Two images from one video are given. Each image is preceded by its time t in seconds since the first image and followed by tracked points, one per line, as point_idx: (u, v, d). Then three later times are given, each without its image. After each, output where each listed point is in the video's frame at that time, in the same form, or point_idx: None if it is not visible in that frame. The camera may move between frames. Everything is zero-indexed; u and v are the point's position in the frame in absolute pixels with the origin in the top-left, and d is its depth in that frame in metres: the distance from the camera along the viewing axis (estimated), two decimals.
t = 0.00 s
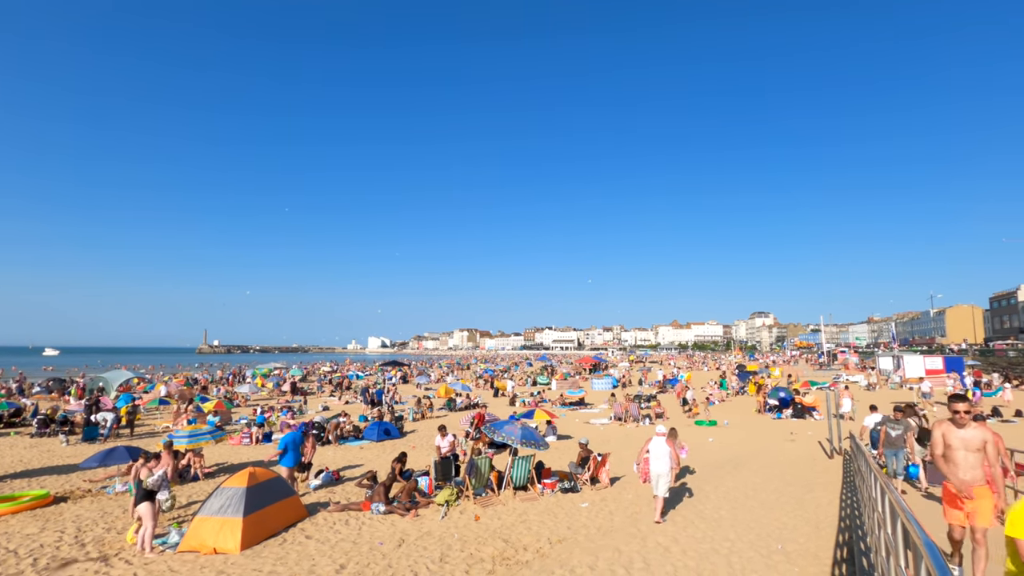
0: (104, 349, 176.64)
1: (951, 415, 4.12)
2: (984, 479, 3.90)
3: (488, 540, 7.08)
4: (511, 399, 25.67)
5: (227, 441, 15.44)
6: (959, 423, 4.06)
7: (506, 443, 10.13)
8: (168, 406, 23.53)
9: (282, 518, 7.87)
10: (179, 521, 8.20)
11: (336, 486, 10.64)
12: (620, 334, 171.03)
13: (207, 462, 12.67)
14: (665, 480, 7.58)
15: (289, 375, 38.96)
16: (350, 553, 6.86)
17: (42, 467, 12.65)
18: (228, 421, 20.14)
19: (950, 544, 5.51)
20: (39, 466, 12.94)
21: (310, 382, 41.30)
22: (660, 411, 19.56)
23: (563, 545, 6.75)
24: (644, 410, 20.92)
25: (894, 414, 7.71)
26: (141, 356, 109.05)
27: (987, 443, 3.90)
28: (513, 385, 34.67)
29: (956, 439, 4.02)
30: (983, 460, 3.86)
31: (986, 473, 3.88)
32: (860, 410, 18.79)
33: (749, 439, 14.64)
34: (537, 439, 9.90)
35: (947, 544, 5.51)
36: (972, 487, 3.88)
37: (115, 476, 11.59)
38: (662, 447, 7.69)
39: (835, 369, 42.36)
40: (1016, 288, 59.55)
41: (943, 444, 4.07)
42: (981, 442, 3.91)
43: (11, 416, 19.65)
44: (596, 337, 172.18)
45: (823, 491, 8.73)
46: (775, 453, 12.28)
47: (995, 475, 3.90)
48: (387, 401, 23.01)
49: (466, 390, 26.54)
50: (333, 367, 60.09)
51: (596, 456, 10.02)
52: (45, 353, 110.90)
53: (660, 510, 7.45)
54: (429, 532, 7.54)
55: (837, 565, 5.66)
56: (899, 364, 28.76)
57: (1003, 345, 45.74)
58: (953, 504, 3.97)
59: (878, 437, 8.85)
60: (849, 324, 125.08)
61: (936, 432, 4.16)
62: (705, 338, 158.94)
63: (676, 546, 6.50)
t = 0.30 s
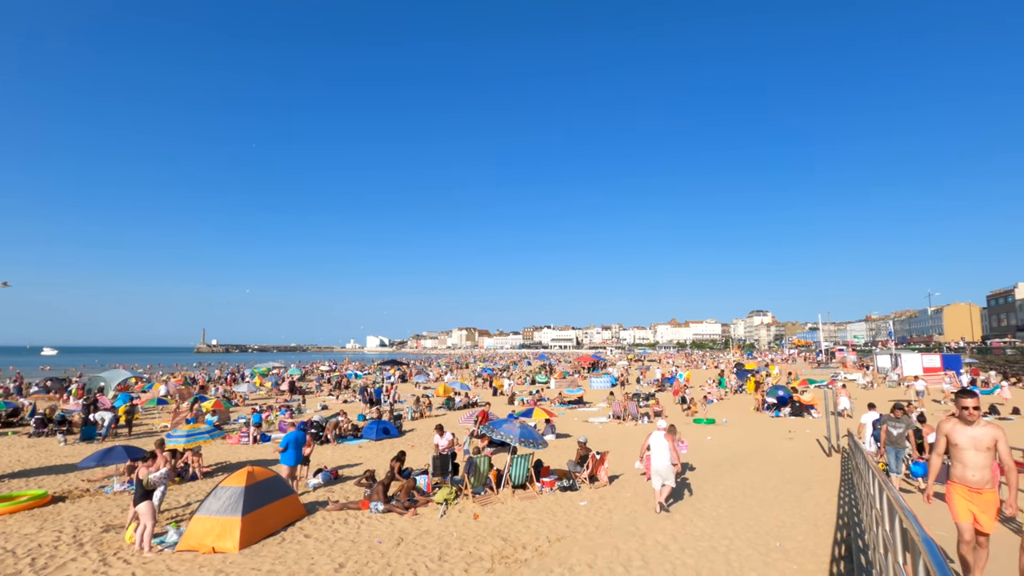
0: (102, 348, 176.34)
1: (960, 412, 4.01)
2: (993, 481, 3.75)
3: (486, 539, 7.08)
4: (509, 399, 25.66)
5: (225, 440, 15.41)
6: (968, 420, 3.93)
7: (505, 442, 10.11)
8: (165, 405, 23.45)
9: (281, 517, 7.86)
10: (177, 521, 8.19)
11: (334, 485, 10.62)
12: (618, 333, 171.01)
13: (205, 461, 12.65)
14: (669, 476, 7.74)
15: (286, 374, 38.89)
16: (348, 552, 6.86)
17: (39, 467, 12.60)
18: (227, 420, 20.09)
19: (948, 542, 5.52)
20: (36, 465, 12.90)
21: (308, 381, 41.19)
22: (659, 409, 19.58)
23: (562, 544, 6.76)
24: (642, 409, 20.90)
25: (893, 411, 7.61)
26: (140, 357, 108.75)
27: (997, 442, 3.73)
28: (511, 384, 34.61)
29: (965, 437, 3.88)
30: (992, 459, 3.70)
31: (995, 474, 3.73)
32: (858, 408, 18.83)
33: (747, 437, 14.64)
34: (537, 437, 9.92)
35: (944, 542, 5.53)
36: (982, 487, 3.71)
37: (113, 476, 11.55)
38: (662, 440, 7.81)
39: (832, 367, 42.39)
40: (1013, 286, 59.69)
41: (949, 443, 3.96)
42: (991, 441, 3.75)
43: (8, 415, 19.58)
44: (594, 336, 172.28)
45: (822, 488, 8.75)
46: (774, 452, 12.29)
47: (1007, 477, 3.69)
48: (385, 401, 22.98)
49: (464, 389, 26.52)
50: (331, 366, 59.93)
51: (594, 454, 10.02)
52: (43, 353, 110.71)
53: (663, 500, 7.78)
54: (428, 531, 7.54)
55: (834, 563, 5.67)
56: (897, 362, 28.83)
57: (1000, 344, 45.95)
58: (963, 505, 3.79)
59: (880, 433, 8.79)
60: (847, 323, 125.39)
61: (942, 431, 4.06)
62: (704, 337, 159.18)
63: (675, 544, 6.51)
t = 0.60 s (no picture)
0: (99, 347, 175.92)
1: (959, 414, 3.92)
2: (995, 485, 3.68)
3: (485, 538, 7.09)
4: (507, 397, 25.67)
5: (223, 439, 15.39)
6: (968, 423, 3.84)
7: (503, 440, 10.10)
8: (163, 405, 23.39)
9: (278, 516, 7.86)
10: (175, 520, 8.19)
11: (333, 484, 10.63)
12: (616, 331, 171.08)
13: (203, 461, 12.63)
14: (671, 472, 8.05)
15: (285, 373, 38.84)
16: (346, 551, 6.86)
17: (36, 467, 12.56)
18: (224, 420, 20.05)
19: (945, 541, 5.54)
20: (33, 465, 12.86)
21: (307, 380, 41.12)
22: (657, 408, 19.62)
23: (560, 542, 6.77)
24: (640, 407, 20.91)
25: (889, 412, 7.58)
26: (137, 356, 108.40)
27: (999, 445, 3.66)
28: (509, 383, 34.62)
29: (968, 440, 3.79)
30: (994, 463, 3.64)
31: (996, 477, 3.67)
32: (855, 406, 18.88)
33: (745, 436, 14.67)
34: (535, 436, 9.91)
35: (940, 541, 5.55)
36: (985, 492, 3.64)
37: (110, 475, 11.53)
38: (664, 438, 8.03)
39: (829, 366, 42.52)
40: (1010, 285, 59.84)
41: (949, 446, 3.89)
42: (995, 444, 3.68)
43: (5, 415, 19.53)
44: (593, 335, 172.34)
45: (819, 487, 8.78)
46: (771, 450, 12.31)
47: (1005, 478, 3.66)
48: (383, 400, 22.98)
49: (463, 388, 26.53)
50: (329, 365, 59.83)
51: (592, 453, 10.03)
52: (40, 352, 110.38)
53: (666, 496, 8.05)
54: (426, 530, 7.55)
55: (831, 561, 5.69)
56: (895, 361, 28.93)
57: (997, 343, 46.11)
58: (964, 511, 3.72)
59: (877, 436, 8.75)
60: (845, 322, 125.71)
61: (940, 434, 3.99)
62: (702, 335, 159.37)
63: (672, 542, 6.53)
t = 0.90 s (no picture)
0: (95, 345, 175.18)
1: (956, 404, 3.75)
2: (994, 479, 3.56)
3: (481, 534, 7.09)
4: (505, 394, 25.69)
5: (219, 437, 15.36)
6: (967, 414, 3.68)
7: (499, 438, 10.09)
8: (159, 403, 23.34)
9: (274, 514, 7.85)
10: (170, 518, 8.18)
11: (329, 481, 10.62)
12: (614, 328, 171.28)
13: (199, 459, 12.60)
14: (673, 466, 8.30)
15: (282, 371, 38.83)
16: (342, 548, 6.86)
17: (32, 465, 12.54)
18: (221, 418, 20.01)
19: (938, 539, 5.58)
20: (29, 463, 12.83)
21: (304, 378, 41.14)
22: (653, 405, 19.67)
23: (555, 539, 6.78)
24: (637, 404, 20.95)
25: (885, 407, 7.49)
26: (135, 354, 108.40)
27: (999, 436, 3.54)
28: (507, 379, 34.69)
29: (966, 434, 3.65)
30: (995, 457, 3.52)
31: (997, 471, 3.54)
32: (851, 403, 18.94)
33: (741, 432, 14.71)
34: (531, 433, 9.89)
35: (934, 539, 5.58)
36: (987, 489, 3.52)
37: (106, 473, 11.50)
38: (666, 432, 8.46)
39: (825, 363, 42.69)
40: (1006, 282, 60.07)
41: (947, 439, 3.73)
42: (994, 436, 3.56)
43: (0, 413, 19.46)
44: (590, 332, 172.59)
45: (814, 483, 8.81)
46: (767, 446, 12.35)
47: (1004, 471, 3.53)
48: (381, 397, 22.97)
49: (460, 386, 26.55)
50: (327, 363, 59.81)
51: (588, 450, 10.04)
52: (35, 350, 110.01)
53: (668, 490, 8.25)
54: (422, 527, 7.56)
55: (825, 556, 5.72)
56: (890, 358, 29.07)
57: (992, 339, 46.36)
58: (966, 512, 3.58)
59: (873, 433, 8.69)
60: (841, 319, 126.29)
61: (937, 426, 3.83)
62: (699, 332, 159.74)
63: (668, 539, 6.54)
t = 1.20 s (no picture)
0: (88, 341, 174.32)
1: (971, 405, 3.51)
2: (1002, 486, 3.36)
3: (473, 530, 7.09)
4: (499, 390, 25.73)
5: (212, 434, 15.31)
6: (980, 416, 3.45)
7: (492, 433, 10.09)
8: (152, 399, 23.27)
9: (266, 510, 7.82)
10: (161, 515, 8.13)
11: (322, 478, 10.60)
12: (609, 324, 171.70)
13: (191, 455, 12.57)
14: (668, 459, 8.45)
15: (276, 367, 38.76)
16: (334, 544, 6.85)
17: (23, 462, 12.47)
18: (214, 414, 19.97)
19: (926, 532, 5.63)
20: (19, 460, 12.75)
21: (299, 374, 41.07)
22: (647, 401, 19.75)
23: (548, 534, 6.79)
24: (631, 400, 21.03)
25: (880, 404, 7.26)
26: (128, 351, 107.66)
27: (1009, 443, 3.34)
28: (501, 376, 34.73)
29: (971, 438, 3.46)
30: (1003, 464, 3.32)
31: (1006, 478, 3.34)
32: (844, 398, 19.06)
33: (734, 427, 14.81)
34: (524, 429, 9.89)
35: (922, 531, 5.63)
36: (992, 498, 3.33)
37: (97, 470, 11.44)
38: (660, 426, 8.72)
39: (819, 358, 42.97)
40: (997, 278, 60.53)
41: (955, 440, 3.50)
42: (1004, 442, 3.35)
43: None
44: (585, 328, 173.05)
45: (806, 477, 8.88)
46: (760, 441, 12.42)
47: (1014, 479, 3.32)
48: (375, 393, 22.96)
49: (455, 381, 26.58)
50: (322, 359, 59.74)
51: (582, 446, 10.06)
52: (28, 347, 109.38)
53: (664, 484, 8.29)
54: (415, 522, 7.55)
55: (815, 550, 5.75)
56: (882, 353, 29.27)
57: (983, 335, 46.77)
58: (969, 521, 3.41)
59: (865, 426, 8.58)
60: (834, 314, 127.14)
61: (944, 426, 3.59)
62: (693, 328, 160.46)
63: (660, 533, 6.56)
